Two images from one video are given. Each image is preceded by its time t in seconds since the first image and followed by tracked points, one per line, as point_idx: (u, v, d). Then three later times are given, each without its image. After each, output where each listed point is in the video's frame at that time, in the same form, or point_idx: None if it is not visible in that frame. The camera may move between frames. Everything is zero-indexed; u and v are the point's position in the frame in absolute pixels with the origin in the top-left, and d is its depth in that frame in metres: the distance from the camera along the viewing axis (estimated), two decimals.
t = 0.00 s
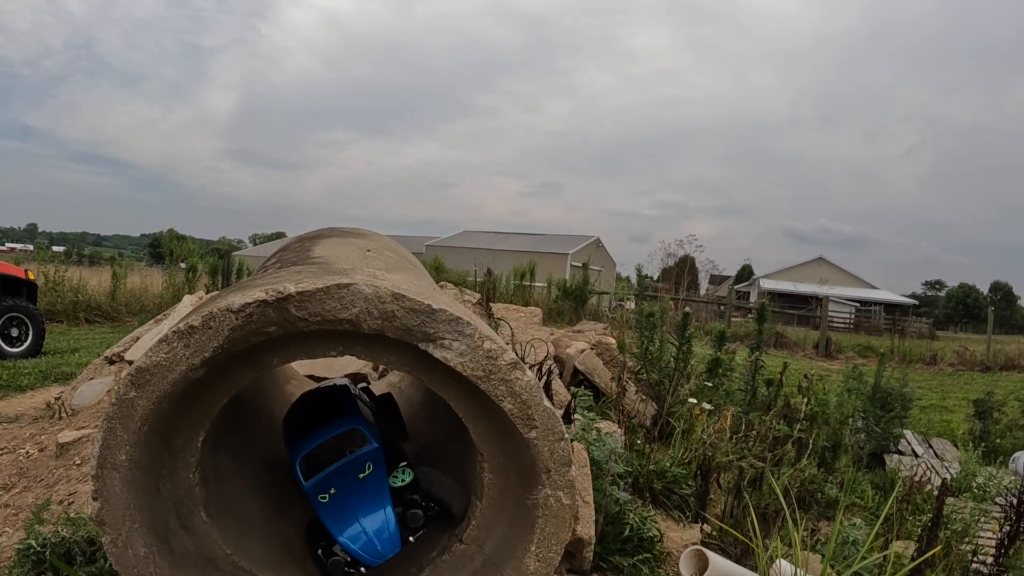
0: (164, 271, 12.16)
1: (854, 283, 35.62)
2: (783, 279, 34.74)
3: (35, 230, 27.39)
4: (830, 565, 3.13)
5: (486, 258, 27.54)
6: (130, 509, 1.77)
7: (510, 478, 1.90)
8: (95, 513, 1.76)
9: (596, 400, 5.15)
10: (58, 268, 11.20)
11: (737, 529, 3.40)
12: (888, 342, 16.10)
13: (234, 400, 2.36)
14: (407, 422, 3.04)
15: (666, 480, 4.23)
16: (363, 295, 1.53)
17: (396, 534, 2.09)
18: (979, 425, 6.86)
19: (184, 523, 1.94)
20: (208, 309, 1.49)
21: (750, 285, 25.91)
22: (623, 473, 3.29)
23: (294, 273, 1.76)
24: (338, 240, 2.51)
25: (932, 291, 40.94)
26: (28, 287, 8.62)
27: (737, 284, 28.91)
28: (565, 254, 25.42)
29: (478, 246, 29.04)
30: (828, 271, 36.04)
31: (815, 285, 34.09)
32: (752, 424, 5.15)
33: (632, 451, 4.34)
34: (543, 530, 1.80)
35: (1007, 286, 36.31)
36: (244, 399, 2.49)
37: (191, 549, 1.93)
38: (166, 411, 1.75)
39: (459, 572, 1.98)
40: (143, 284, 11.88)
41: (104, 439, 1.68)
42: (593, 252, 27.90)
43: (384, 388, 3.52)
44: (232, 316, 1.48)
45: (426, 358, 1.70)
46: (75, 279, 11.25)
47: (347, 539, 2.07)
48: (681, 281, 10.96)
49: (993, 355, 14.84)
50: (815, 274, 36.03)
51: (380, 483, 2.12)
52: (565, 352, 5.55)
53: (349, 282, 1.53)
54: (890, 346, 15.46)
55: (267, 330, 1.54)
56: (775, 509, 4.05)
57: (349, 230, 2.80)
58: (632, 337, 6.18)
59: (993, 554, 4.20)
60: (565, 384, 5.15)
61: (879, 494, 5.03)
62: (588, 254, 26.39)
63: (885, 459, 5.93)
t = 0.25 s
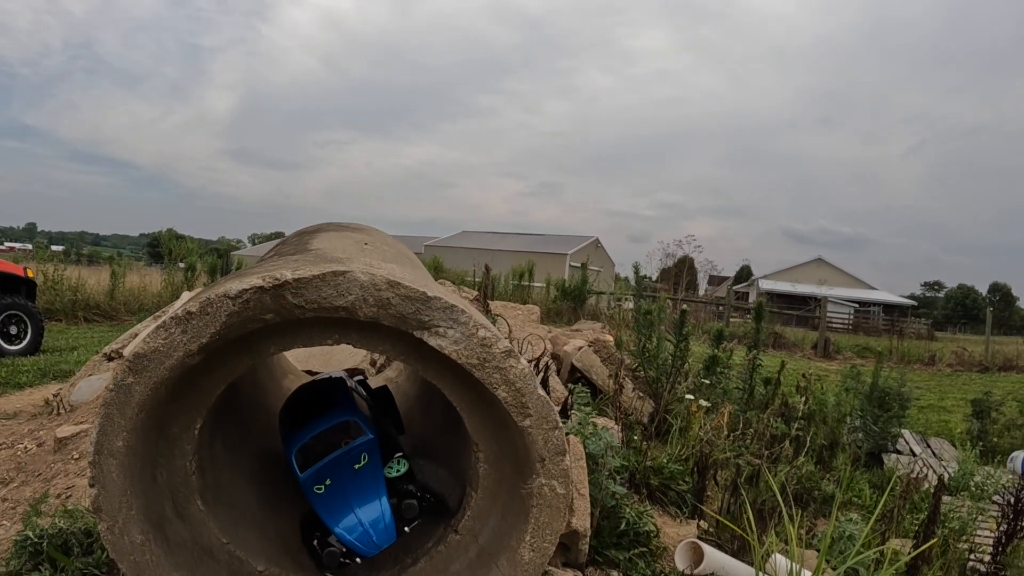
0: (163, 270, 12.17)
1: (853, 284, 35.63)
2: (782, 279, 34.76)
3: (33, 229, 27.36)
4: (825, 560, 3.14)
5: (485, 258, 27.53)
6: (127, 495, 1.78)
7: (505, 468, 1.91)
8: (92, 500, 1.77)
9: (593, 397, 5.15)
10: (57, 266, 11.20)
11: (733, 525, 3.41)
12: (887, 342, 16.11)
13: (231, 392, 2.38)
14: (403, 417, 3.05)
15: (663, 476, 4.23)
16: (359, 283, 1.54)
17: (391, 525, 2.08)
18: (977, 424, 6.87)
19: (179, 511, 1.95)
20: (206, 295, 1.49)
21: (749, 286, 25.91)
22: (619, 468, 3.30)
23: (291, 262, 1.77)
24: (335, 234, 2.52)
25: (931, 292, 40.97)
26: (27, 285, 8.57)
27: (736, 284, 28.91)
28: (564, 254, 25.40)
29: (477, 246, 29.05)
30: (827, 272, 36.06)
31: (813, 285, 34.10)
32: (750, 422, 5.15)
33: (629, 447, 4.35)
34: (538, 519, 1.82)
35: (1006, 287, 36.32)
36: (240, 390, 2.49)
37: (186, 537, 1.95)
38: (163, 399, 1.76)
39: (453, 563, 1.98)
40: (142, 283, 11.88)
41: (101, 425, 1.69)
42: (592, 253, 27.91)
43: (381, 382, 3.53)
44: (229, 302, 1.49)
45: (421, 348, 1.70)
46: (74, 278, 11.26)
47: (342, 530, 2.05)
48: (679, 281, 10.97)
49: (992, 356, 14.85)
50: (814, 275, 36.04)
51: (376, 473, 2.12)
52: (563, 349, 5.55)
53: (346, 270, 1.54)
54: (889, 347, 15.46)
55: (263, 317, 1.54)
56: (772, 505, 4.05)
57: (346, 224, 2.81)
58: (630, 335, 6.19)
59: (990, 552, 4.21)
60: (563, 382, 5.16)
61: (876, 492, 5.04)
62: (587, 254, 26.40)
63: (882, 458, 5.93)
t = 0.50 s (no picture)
0: (163, 270, 12.17)
1: (852, 284, 35.67)
2: (781, 279, 34.78)
3: (32, 229, 27.33)
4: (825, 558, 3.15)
5: (485, 258, 27.54)
6: (130, 494, 1.79)
7: (507, 466, 1.92)
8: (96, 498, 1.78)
9: (593, 396, 5.16)
10: (56, 266, 11.20)
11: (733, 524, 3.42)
12: (886, 342, 16.13)
13: (233, 390, 2.38)
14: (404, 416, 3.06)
15: (663, 475, 4.24)
16: (363, 282, 1.55)
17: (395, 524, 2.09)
18: (976, 424, 6.88)
19: (182, 509, 1.96)
20: (211, 295, 1.50)
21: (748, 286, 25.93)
22: (619, 467, 3.31)
23: (294, 261, 1.78)
24: (337, 234, 2.53)
25: (930, 292, 41.00)
26: (27, 286, 8.59)
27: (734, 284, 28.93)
28: (563, 254, 25.42)
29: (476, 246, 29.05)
30: (826, 272, 36.09)
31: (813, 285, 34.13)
32: (749, 421, 5.16)
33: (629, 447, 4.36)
34: (540, 518, 1.83)
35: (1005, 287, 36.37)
36: (242, 388, 2.50)
37: (188, 535, 1.96)
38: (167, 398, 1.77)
39: (455, 560, 1.99)
40: (142, 283, 11.88)
41: (106, 424, 1.70)
42: (591, 253, 27.92)
43: (382, 381, 3.54)
44: (234, 302, 1.50)
45: (424, 347, 1.71)
46: (73, 278, 11.25)
47: (346, 530, 2.06)
48: (679, 281, 10.98)
49: (991, 356, 14.87)
50: (812, 275, 36.08)
51: (377, 473, 2.13)
52: (562, 349, 5.56)
53: (349, 270, 1.55)
54: (888, 347, 15.48)
55: (268, 316, 1.55)
56: (771, 504, 4.06)
57: (347, 224, 2.81)
58: (630, 335, 6.20)
59: (989, 551, 4.22)
60: (562, 381, 5.16)
61: (876, 491, 5.05)
62: (586, 254, 26.42)
63: (881, 458, 5.95)
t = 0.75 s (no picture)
0: (162, 271, 12.17)
1: (852, 284, 35.69)
2: (780, 280, 34.79)
3: (32, 230, 27.33)
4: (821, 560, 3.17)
5: (484, 259, 27.55)
6: (126, 499, 1.81)
7: (502, 472, 1.92)
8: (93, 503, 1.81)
9: (591, 398, 5.17)
10: (56, 267, 11.21)
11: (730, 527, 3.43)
12: (885, 343, 16.15)
13: (230, 394, 2.39)
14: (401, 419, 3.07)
15: (660, 477, 4.24)
16: (356, 290, 1.55)
17: (392, 537, 2.05)
18: (975, 425, 6.89)
19: (179, 514, 1.97)
20: (205, 302, 1.51)
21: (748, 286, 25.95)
22: (616, 471, 3.32)
23: (289, 268, 1.78)
24: (333, 238, 2.53)
25: (929, 292, 41.03)
26: (26, 287, 8.60)
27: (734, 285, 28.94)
28: (562, 255, 25.43)
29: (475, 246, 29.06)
30: (825, 272, 36.12)
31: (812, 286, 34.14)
32: (747, 423, 5.18)
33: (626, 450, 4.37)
34: (534, 523, 1.83)
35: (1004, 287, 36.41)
36: (239, 392, 2.51)
37: (186, 539, 1.97)
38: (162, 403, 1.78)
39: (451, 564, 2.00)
40: (141, 284, 11.89)
41: (101, 430, 1.71)
42: (590, 253, 27.93)
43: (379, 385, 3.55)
44: (228, 310, 1.50)
45: (417, 354, 1.72)
46: (73, 279, 11.26)
47: (343, 545, 2.04)
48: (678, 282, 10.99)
49: (990, 356, 14.88)
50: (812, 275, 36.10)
51: (373, 484, 2.10)
52: (560, 351, 5.57)
53: (342, 277, 1.55)
54: (887, 347, 15.50)
55: (261, 323, 1.56)
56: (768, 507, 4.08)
57: (344, 228, 2.82)
58: (628, 337, 6.21)
59: (987, 553, 4.23)
60: (560, 383, 5.17)
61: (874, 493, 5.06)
62: (585, 255, 26.44)
63: (879, 459, 5.96)
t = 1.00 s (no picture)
0: (161, 271, 12.17)
1: (851, 285, 35.69)
2: (780, 280, 34.79)
3: (31, 230, 27.32)
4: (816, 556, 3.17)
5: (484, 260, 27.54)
6: (121, 488, 1.80)
7: (493, 463, 1.93)
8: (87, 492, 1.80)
9: (588, 396, 5.17)
10: (55, 267, 11.21)
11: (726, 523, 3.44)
12: (884, 343, 16.14)
13: (224, 387, 2.40)
14: (396, 415, 3.07)
15: (656, 474, 4.25)
16: (347, 279, 1.56)
17: (385, 531, 2.05)
18: (974, 424, 6.89)
19: (173, 505, 1.99)
20: (198, 291, 1.52)
21: (747, 287, 25.95)
22: (611, 466, 3.32)
23: (282, 259, 1.79)
24: (328, 233, 2.54)
25: (929, 292, 41.03)
26: (25, 286, 8.60)
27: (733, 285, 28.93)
28: (562, 255, 25.42)
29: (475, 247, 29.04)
30: (825, 272, 36.12)
31: (812, 286, 34.15)
32: (744, 421, 5.18)
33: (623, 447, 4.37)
34: (525, 514, 1.84)
35: (1003, 288, 36.41)
36: (234, 386, 2.51)
37: (179, 530, 1.99)
38: (156, 394, 1.80)
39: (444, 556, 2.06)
40: (140, 284, 11.89)
41: (96, 418, 1.71)
42: (590, 254, 27.93)
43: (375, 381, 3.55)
44: (221, 298, 1.51)
45: (409, 344, 1.73)
46: (72, 279, 11.26)
47: (336, 541, 2.05)
48: (676, 282, 11.00)
49: (989, 356, 14.88)
50: (811, 276, 36.10)
51: (364, 479, 2.11)
52: (557, 349, 5.57)
53: (334, 266, 1.56)
54: (886, 348, 15.50)
55: (254, 312, 1.56)
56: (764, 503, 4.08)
57: (339, 223, 2.83)
58: (625, 335, 6.21)
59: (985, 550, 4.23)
60: (557, 381, 5.17)
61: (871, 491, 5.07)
62: (585, 255, 26.45)
63: (877, 457, 5.96)
